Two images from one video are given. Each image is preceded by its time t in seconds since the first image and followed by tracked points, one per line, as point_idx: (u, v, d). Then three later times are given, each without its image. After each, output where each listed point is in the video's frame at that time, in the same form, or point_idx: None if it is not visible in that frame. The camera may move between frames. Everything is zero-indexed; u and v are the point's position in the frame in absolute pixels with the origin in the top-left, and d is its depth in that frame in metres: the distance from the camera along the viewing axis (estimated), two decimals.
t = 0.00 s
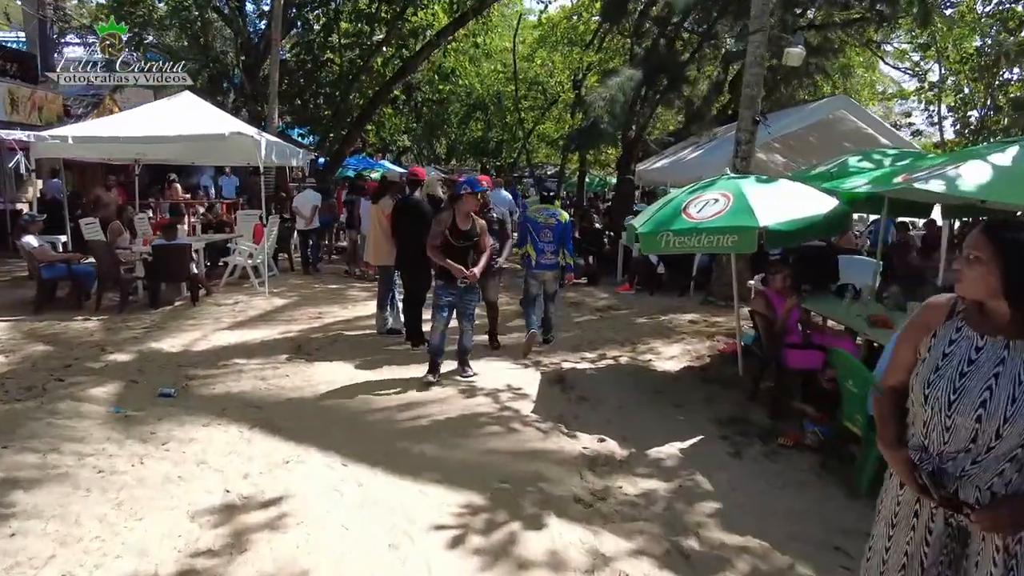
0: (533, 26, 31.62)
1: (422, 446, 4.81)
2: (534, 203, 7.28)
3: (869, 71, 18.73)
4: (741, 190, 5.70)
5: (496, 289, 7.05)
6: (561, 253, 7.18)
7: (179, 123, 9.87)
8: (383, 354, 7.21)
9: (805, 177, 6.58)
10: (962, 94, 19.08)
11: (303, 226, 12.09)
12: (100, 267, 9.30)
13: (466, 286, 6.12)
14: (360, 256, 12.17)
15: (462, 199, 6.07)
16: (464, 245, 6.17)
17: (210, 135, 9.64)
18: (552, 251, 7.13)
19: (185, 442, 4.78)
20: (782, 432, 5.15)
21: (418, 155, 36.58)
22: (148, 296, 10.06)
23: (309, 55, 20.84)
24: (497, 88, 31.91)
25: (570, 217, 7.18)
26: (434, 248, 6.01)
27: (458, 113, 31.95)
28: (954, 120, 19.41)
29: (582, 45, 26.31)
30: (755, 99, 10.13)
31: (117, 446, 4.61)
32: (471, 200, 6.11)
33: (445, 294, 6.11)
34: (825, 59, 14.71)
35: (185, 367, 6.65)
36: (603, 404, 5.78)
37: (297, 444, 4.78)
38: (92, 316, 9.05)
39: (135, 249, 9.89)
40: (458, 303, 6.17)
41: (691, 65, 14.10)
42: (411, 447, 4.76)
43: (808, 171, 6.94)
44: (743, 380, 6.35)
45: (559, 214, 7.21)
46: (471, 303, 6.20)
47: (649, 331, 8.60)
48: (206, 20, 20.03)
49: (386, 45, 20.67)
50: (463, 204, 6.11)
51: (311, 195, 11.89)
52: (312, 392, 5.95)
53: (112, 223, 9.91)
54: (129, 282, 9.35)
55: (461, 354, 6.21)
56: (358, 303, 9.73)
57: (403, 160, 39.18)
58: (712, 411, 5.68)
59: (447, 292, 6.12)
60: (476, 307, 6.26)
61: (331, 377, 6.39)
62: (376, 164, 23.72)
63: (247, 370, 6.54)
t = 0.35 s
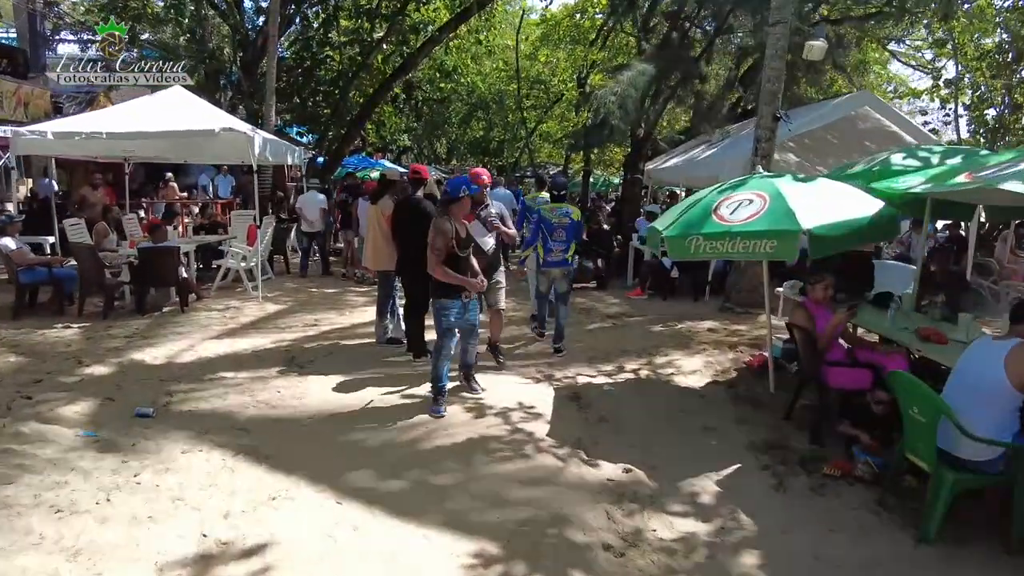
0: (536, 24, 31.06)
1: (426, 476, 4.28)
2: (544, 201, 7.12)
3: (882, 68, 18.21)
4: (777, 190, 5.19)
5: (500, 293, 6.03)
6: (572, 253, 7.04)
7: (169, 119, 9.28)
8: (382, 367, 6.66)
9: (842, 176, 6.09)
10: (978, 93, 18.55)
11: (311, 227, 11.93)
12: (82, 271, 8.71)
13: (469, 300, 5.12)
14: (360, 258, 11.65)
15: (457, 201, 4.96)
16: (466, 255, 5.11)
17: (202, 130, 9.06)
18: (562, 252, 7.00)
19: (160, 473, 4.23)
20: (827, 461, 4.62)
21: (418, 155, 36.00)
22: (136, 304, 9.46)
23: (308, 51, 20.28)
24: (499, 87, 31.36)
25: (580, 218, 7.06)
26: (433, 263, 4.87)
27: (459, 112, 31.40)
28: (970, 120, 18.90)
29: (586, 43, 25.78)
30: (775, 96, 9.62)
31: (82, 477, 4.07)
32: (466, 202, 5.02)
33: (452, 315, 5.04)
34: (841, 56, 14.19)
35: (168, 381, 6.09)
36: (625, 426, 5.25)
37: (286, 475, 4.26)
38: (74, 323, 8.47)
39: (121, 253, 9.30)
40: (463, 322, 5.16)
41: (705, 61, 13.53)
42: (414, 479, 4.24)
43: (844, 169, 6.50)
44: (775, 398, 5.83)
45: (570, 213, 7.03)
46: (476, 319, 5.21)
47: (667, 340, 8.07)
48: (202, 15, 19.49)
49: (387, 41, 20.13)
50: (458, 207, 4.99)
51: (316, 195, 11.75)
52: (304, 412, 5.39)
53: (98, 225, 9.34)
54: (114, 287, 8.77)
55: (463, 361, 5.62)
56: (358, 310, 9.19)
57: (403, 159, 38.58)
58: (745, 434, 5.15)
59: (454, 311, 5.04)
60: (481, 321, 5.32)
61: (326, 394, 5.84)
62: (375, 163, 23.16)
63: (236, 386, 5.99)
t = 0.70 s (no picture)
0: (539, 20, 30.49)
1: (435, 515, 3.74)
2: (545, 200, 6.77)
3: (899, 64, 17.66)
4: (825, 188, 4.69)
5: (508, 307, 5.01)
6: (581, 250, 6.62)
7: (159, 113, 8.74)
8: (384, 380, 6.12)
9: (890, 173, 5.67)
10: (998, 90, 17.95)
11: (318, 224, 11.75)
12: (64, 274, 8.17)
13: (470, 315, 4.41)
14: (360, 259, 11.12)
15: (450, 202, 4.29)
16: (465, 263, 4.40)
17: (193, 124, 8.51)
18: (570, 250, 6.60)
19: (132, 510, 3.69)
20: (888, 493, 4.09)
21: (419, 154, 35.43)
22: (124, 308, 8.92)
23: (308, 47, 19.74)
24: (501, 84, 30.79)
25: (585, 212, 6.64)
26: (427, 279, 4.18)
27: (461, 109, 30.84)
28: (989, 117, 18.33)
29: (591, 39, 25.21)
30: (801, 89, 9.06)
31: (41, 518, 3.54)
32: (463, 200, 4.32)
33: (449, 333, 4.36)
34: (861, 51, 13.58)
35: (150, 397, 5.55)
36: (656, 452, 4.71)
37: (275, 513, 3.73)
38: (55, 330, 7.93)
39: (107, 254, 8.76)
40: (468, 338, 4.47)
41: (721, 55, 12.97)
42: (421, 518, 3.71)
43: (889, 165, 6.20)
44: (817, 417, 5.29)
45: (573, 209, 6.63)
46: (483, 333, 4.52)
47: (689, 348, 7.54)
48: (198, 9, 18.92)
49: (389, 36, 19.58)
50: (451, 207, 4.30)
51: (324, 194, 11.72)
52: (298, 434, 4.85)
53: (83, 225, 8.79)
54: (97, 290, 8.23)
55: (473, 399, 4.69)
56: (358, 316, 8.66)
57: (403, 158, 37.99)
58: (789, 461, 4.62)
59: (452, 325, 4.37)
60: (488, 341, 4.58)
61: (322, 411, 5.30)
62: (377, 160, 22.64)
63: (224, 402, 5.46)
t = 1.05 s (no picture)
0: (547, 16, 29.95)
1: (455, 572, 3.21)
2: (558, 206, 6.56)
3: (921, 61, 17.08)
4: (894, 193, 4.14)
5: (541, 332, 4.43)
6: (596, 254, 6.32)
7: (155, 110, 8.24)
8: (392, 400, 5.59)
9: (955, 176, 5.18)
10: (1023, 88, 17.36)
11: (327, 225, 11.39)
12: (52, 279, 7.66)
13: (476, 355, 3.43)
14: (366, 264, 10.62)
15: (464, 213, 3.40)
16: (477, 290, 3.44)
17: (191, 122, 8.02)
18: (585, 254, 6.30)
19: (104, 569, 3.16)
20: (977, 547, 3.53)
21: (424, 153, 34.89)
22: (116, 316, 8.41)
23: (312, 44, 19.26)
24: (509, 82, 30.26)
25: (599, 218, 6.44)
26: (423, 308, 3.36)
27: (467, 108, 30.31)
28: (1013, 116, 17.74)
29: (602, 36, 24.68)
30: (835, 84, 8.53)
31: None
32: (482, 214, 3.37)
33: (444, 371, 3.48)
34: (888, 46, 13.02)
35: (136, 421, 5.03)
36: (700, 489, 4.18)
37: (270, 571, 3.21)
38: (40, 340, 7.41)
39: (99, 259, 8.25)
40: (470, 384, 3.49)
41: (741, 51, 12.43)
42: None
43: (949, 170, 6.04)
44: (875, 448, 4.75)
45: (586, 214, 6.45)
46: (490, 384, 3.42)
47: (720, 362, 7.00)
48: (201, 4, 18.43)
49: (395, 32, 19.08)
50: (469, 221, 3.39)
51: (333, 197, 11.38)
52: (298, 468, 4.31)
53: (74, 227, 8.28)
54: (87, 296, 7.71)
55: (477, 474, 3.52)
56: (364, 326, 8.14)
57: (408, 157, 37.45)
58: (852, 501, 4.08)
59: (449, 360, 3.46)
60: (500, 396, 3.43)
61: (325, 437, 4.79)
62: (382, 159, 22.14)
63: (217, 429, 4.93)
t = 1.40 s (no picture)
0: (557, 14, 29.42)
1: None
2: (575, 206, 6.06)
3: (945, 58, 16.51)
4: (991, 198, 3.60)
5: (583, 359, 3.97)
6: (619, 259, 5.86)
7: (153, 104, 7.77)
8: (407, 422, 5.09)
9: None
10: None
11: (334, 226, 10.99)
12: (43, 285, 7.18)
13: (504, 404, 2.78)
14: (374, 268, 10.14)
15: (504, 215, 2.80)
16: (510, 314, 2.80)
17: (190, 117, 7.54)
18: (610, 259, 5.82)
19: None
20: None
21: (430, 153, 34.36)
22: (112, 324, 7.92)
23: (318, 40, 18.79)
24: (517, 81, 29.73)
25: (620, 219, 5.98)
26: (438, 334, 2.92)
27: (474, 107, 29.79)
28: None
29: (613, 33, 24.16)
30: (877, 79, 7.99)
31: None
32: (522, 218, 2.76)
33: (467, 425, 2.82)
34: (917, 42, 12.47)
35: (125, 446, 4.53)
36: (762, 533, 3.66)
37: None
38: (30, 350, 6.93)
39: (94, 263, 7.77)
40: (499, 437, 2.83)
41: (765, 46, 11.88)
42: None
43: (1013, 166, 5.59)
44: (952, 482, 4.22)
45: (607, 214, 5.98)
46: (526, 439, 2.79)
47: (758, 377, 6.47)
48: None
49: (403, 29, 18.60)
50: (509, 226, 2.79)
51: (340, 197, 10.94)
52: (305, 506, 3.80)
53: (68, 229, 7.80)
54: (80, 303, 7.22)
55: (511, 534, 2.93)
56: (372, 335, 7.64)
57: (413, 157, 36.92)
58: (938, 548, 3.56)
59: (477, 403, 2.81)
60: (537, 452, 2.81)
61: (334, 466, 4.29)
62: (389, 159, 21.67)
63: (215, 456, 4.43)
